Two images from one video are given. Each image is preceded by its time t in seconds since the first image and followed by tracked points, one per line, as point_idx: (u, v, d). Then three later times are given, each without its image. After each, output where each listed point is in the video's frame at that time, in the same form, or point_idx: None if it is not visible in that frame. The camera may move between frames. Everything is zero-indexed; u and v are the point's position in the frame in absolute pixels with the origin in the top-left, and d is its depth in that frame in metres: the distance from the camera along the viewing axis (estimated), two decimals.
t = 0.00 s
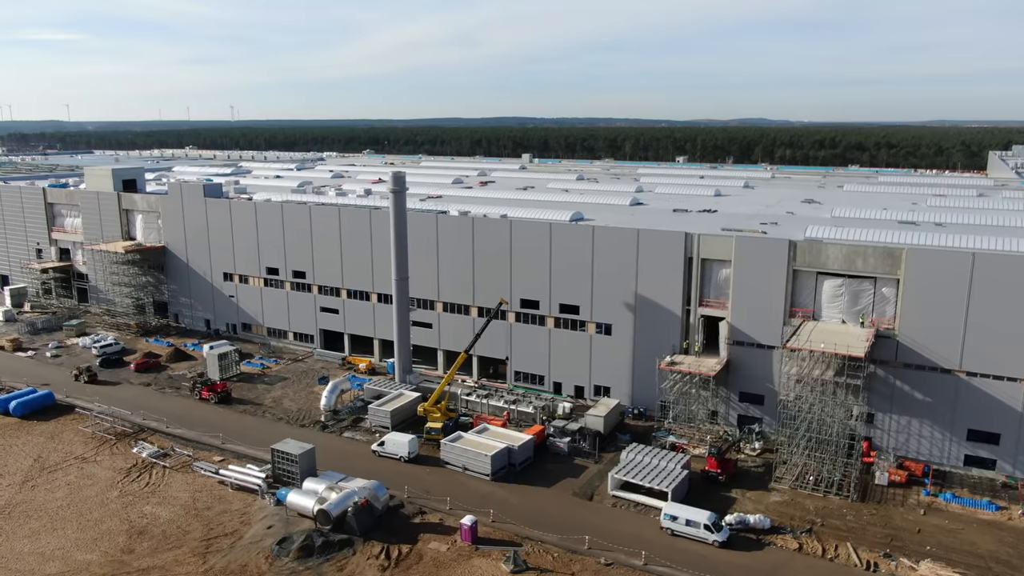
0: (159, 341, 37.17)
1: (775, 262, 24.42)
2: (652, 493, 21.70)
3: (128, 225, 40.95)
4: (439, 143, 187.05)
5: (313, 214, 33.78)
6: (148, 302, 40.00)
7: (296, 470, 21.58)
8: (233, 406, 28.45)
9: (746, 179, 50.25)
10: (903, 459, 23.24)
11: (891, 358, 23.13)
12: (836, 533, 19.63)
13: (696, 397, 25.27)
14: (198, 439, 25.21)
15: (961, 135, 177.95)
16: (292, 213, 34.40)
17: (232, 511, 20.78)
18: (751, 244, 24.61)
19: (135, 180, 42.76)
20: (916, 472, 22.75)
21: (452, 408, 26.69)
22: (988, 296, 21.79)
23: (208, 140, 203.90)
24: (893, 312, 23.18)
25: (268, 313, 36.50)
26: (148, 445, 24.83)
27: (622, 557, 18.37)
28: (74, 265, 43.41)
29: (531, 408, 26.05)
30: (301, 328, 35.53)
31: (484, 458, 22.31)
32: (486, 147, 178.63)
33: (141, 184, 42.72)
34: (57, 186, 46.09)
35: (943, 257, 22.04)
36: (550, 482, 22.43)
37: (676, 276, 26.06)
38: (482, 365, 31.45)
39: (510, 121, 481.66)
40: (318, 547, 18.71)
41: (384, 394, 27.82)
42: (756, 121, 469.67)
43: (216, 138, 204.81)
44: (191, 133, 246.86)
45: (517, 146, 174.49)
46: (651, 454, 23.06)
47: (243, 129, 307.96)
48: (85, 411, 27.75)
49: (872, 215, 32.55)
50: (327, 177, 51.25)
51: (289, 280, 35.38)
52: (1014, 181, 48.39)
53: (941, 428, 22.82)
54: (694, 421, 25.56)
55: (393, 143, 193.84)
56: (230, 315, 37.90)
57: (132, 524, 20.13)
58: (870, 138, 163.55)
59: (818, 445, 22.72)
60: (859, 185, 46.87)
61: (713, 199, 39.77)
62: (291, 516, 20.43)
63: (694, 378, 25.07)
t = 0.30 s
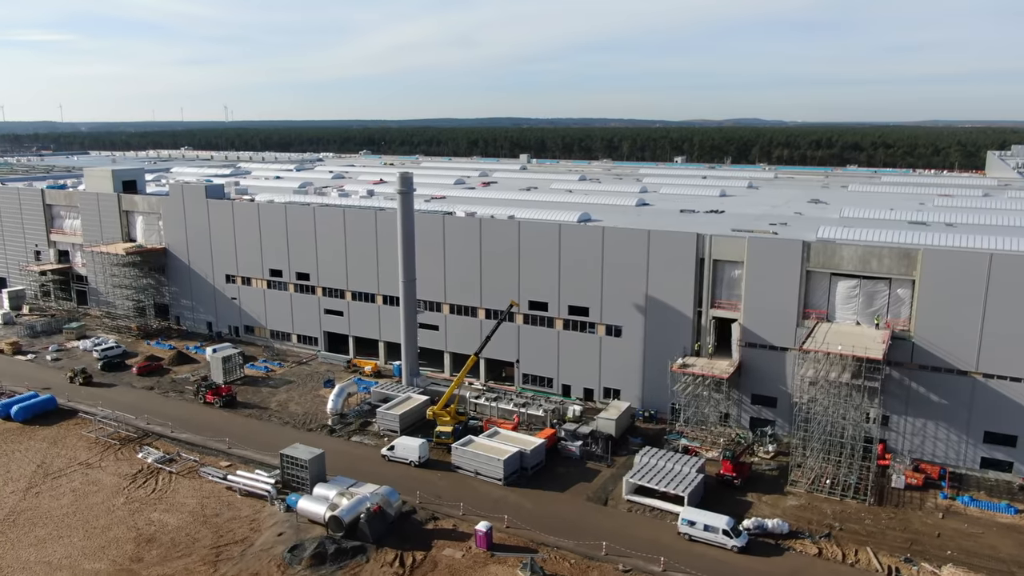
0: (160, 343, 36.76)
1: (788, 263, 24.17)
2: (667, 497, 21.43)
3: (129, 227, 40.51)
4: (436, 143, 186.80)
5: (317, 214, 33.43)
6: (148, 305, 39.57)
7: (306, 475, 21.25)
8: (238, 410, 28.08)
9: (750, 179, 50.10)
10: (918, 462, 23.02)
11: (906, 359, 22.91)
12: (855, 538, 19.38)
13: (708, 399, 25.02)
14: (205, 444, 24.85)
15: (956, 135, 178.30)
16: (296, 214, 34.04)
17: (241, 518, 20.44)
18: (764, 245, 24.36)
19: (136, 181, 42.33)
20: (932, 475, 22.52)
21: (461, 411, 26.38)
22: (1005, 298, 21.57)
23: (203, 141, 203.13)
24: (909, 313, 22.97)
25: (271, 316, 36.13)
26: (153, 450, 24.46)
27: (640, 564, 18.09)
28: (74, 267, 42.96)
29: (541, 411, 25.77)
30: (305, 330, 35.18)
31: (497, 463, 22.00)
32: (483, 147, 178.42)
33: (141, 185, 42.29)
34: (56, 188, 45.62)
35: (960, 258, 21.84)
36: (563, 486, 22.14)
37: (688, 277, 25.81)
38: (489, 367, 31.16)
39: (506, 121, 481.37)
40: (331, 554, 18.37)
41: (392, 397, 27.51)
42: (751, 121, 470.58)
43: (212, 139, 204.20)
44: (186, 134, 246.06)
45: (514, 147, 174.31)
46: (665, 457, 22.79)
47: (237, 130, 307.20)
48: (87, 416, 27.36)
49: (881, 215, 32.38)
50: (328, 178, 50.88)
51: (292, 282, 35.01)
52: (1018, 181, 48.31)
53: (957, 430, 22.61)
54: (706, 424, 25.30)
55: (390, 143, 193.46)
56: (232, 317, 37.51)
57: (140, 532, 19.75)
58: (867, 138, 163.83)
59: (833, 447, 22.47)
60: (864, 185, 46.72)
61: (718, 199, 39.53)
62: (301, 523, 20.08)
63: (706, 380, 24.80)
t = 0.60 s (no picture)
0: (160, 346, 36.38)
1: (799, 264, 23.98)
2: (678, 500, 21.20)
3: (127, 228, 40.10)
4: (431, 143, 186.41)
5: (320, 215, 33.13)
6: (147, 307, 39.17)
7: (313, 480, 20.95)
8: (241, 413, 27.75)
9: (751, 179, 49.97)
10: (930, 464, 22.84)
11: (917, 360, 22.74)
12: (870, 541, 19.18)
13: (717, 401, 24.81)
14: (209, 448, 24.53)
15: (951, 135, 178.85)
16: (298, 215, 33.74)
17: (248, 524, 20.12)
18: (774, 245, 24.16)
19: (134, 182, 41.94)
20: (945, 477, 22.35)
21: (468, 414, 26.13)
22: (1018, 298, 21.42)
23: (198, 142, 202.68)
24: (920, 314, 22.81)
25: (273, 317, 35.79)
26: (156, 454, 24.10)
27: (655, 569, 17.86)
28: (71, 269, 42.52)
29: (549, 414, 25.53)
30: (307, 332, 34.85)
31: (506, 466, 21.75)
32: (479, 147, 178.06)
33: (140, 186, 41.90)
34: (53, 188, 45.19)
35: (972, 258, 21.69)
36: (573, 489, 21.90)
37: (696, 278, 25.61)
38: (494, 369, 30.91)
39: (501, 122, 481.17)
40: (341, 560, 18.03)
41: (397, 400, 27.23)
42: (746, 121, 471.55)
43: (208, 140, 203.59)
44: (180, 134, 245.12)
45: (510, 147, 174.08)
46: (676, 460, 22.55)
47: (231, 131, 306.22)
48: (88, 420, 27.00)
49: (888, 215, 32.23)
50: (327, 179, 50.55)
51: (294, 283, 34.69)
52: (1021, 181, 48.22)
53: (969, 432, 22.44)
54: (714, 426, 25.08)
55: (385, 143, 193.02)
56: (233, 319, 37.15)
57: (145, 538, 19.43)
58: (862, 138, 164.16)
59: (845, 450, 22.28)
60: (866, 185, 46.63)
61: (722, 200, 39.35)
62: (309, 528, 19.78)
63: (715, 381, 24.56)
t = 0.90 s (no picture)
0: (159, 348, 35.99)
1: (808, 264, 23.79)
2: (689, 503, 20.98)
3: (125, 229, 39.66)
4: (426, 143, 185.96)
5: (321, 215, 32.80)
6: (146, 308, 38.75)
7: (319, 484, 20.65)
8: (243, 416, 27.41)
9: (752, 179, 49.78)
10: (941, 465, 22.69)
11: (928, 361, 22.56)
12: (885, 544, 18.99)
13: (726, 402, 24.59)
14: (211, 452, 24.19)
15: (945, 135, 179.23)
16: (299, 215, 33.41)
17: (254, 529, 19.82)
18: (782, 245, 23.96)
19: (132, 183, 41.51)
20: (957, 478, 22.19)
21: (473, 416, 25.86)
22: None
23: (192, 142, 201.94)
24: (930, 314, 22.66)
25: (273, 319, 35.43)
26: (158, 458, 23.76)
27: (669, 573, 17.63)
28: (68, 270, 42.07)
29: (555, 415, 25.27)
30: (308, 333, 34.52)
31: (514, 469, 21.49)
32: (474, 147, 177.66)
33: (138, 186, 41.46)
34: (49, 189, 44.73)
35: (983, 257, 21.54)
36: (583, 492, 21.65)
37: (704, 278, 25.40)
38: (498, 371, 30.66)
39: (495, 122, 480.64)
40: (350, 565, 17.78)
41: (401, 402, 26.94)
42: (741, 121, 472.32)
43: (203, 140, 203.07)
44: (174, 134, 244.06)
45: (505, 146, 173.78)
46: (686, 462, 22.32)
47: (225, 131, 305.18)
48: (88, 423, 26.62)
49: (893, 215, 32.08)
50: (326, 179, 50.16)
51: (295, 285, 34.36)
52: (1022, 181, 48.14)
53: (980, 433, 22.29)
54: (722, 427, 24.87)
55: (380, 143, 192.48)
56: (233, 321, 36.77)
57: (149, 544, 19.09)
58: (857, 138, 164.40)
59: (855, 451, 22.09)
60: (868, 185, 46.48)
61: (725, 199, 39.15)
62: (317, 533, 19.48)
63: (722, 382, 24.33)
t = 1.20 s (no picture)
0: (157, 350, 35.61)
1: (816, 263, 23.62)
2: (698, 505, 20.78)
3: (122, 229, 39.26)
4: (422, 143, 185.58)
5: (322, 215, 32.49)
6: (144, 310, 38.35)
7: (324, 487, 20.36)
8: (244, 418, 27.08)
9: (753, 178, 49.61)
10: (951, 466, 22.55)
11: (937, 361, 22.40)
12: (898, 546, 18.81)
13: (733, 403, 24.38)
14: (214, 456, 23.87)
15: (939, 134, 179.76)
16: (300, 216, 33.10)
17: (259, 534, 19.51)
18: (790, 245, 23.78)
19: (129, 183, 41.20)
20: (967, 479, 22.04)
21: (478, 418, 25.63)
22: None
23: (186, 142, 201.22)
24: (940, 314, 22.53)
25: (273, 320, 35.09)
26: (160, 462, 23.41)
27: None
28: (64, 272, 41.66)
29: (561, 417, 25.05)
30: (308, 335, 34.20)
31: (522, 472, 21.25)
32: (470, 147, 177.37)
33: (135, 187, 41.16)
34: (45, 190, 44.31)
35: (993, 257, 21.39)
36: (591, 495, 21.42)
37: (710, 278, 25.22)
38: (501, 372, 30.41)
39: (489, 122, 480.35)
40: (358, 570, 17.41)
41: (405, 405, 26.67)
42: (735, 121, 473.19)
43: (197, 141, 202.27)
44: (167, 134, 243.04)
45: (500, 146, 173.55)
46: (694, 463, 22.11)
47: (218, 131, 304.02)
48: (87, 427, 26.25)
49: (897, 213, 31.94)
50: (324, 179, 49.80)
51: (296, 285, 34.03)
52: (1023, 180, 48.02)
53: (990, 433, 22.15)
54: (729, 428, 24.66)
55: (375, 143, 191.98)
56: (232, 322, 36.42)
57: (153, 550, 18.76)
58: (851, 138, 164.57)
59: (865, 452, 21.91)
60: (869, 184, 46.35)
61: (727, 199, 38.96)
62: (322, 538, 19.18)
63: (729, 383, 24.10)
